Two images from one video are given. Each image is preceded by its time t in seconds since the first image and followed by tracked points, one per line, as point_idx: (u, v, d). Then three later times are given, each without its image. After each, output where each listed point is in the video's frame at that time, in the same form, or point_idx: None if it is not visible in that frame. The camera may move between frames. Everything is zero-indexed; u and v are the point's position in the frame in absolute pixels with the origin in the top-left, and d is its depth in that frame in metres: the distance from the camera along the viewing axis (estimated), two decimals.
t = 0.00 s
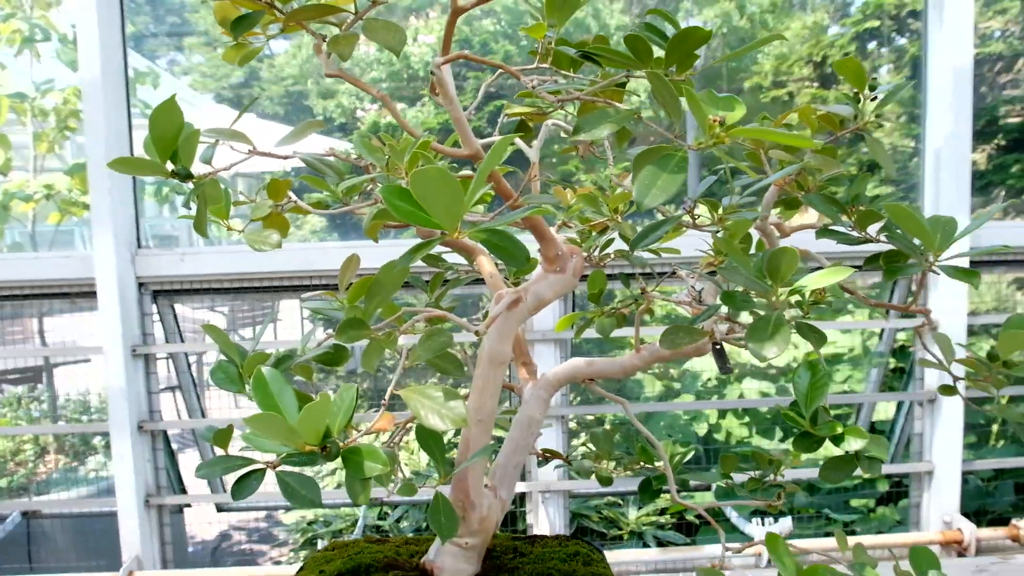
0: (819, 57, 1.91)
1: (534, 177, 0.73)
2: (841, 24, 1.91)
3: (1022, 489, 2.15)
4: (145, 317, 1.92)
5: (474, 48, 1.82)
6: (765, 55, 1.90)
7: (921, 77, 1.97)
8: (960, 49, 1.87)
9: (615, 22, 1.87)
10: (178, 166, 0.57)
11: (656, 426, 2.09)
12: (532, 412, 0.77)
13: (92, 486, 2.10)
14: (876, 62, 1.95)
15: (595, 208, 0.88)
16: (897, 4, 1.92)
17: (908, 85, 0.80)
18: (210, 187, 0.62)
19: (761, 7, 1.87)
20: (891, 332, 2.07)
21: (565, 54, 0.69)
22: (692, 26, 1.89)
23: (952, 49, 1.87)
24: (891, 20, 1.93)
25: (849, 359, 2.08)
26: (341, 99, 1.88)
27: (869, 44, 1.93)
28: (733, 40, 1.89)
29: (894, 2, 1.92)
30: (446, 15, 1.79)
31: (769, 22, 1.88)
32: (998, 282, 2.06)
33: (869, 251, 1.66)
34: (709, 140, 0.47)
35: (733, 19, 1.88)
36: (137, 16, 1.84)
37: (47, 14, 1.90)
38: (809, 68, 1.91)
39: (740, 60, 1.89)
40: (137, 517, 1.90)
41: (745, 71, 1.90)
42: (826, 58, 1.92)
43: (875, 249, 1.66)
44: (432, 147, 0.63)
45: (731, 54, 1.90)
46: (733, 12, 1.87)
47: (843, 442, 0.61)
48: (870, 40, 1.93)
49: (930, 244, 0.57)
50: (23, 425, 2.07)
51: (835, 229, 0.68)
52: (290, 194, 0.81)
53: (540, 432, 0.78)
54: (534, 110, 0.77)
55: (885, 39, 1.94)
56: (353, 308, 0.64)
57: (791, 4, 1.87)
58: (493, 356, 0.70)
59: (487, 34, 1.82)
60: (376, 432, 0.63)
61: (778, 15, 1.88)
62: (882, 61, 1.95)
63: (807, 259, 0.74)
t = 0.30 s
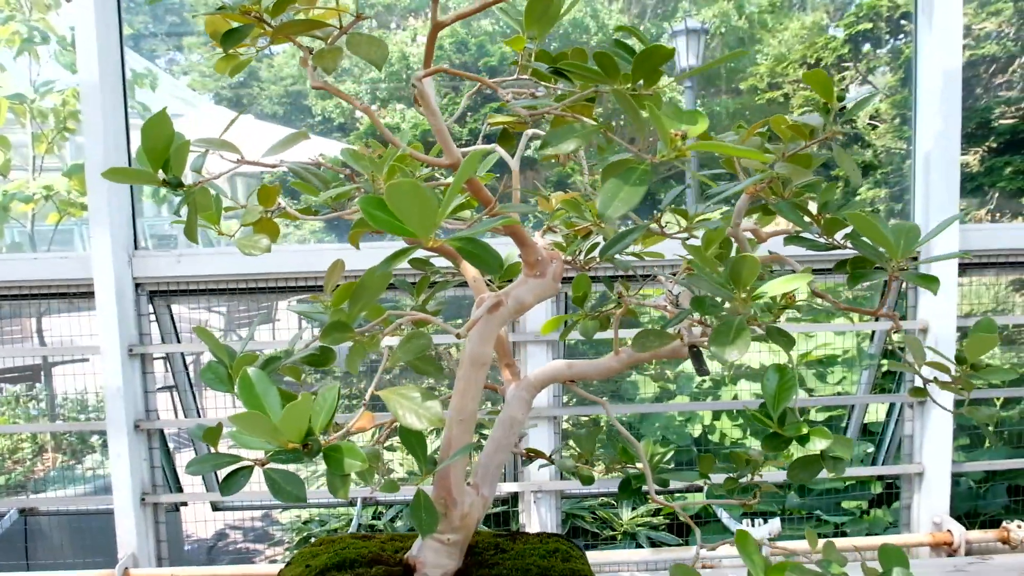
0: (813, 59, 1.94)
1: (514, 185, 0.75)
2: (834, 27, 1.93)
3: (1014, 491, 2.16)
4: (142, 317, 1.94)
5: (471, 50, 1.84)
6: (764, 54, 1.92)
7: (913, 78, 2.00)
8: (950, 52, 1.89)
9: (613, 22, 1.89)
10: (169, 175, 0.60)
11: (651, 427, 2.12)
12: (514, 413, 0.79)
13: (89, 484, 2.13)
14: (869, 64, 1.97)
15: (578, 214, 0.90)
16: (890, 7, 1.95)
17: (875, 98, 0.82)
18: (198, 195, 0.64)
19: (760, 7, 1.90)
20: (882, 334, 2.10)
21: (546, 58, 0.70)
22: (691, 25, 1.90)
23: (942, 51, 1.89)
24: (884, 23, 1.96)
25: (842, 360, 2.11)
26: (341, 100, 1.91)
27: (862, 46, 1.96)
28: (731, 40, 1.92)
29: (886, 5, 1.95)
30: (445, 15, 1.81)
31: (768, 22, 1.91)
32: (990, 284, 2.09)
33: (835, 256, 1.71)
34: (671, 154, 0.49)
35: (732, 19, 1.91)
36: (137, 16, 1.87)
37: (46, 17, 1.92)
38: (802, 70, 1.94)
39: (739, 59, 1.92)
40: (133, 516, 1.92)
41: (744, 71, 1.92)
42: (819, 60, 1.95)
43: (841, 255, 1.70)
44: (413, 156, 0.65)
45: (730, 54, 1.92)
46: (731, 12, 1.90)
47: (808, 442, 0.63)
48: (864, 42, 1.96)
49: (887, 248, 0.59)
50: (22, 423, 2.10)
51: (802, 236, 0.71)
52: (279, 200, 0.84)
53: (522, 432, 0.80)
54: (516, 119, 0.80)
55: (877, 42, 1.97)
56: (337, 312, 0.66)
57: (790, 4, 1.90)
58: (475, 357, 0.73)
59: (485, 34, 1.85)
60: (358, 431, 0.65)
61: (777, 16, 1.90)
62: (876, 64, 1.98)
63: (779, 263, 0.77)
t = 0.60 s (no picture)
0: (814, 61, 1.96)
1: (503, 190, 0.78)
2: (835, 28, 1.95)
3: (1016, 493, 2.16)
4: (149, 319, 1.98)
5: (475, 53, 1.86)
6: (770, 54, 1.94)
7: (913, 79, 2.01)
8: (947, 52, 1.88)
9: (618, 24, 1.92)
10: (170, 183, 0.64)
11: (654, 428, 2.15)
12: (505, 411, 0.82)
13: (98, 483, 2.17)
14: (871, 67, 1.99)
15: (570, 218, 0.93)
16: (891, 9, 1.96)
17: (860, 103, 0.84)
18: (198, 202, 0.68)
19: (766, 7, 1.93)
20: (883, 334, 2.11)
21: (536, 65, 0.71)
22: (696, 26, 1.90)
23: (939, 51, 1.89)
24: (886, 25, 1.98)
25: (844, 361, 2.13)
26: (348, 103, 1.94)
27: (863, 48, 1.98)
28: (737, 41, 1.94)
29: (887, 7, 1.97)
30: (450, 18, 1.83)
31: (774, 23, 1.93)
32: (996, 285, 2.09)
33: (813, 259, 1.72)
34: (642, 163, 0.52)
35: (737, 20, 1.93)
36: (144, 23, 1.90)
37: (55, 24, 1.96)
38: (804, 72, 1.96)
39: (744, 60, 1.94)
40: (140, 514, 1.95)
41: (750, 71, 1.95)
42: (820, 62, 1.96)
43: (818, 257, 1.72)
44: (403, 163, 0.68)
45: (736, 55, 1.94)
46: (736, 13, 1.92)
47: (784, 440, 0.65)
48: (865, 44, 1.98)
49: (860, 253, 0.61)
50: (32, 423, 2.14)
51: (781, 240, 0.74)
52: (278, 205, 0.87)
53: (514, 430, 0.83)
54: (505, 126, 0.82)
55: (878, 44, 1.99)
56: (331, 313, 0.69)
57: (797, 5, 1.92)
58: (466, 356, 0.76)
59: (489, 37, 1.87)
60: (350, 428, 0.68)
61: (782, 16, 1.93)
62: (878, 66, 1.99)
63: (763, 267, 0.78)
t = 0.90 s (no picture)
0: (830, 63, 1.96)
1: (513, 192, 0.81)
2: (851, 29, 1.95)
3: None
4: (171, 316, 2.03)
5: (493, 55, 1.89)
6: (790, 55, 1.95)
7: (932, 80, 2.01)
8: (961, 53, 1.89)
9: (637, 25, 1.93)
10: (195, 185, 0.68)
11: (668, 427, 2.16)
12: (516, 407, 0.84)
13: (121, 477, 2.24)
14: (888, 68, 1.99)
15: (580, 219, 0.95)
16: (909, 11, 1.96)
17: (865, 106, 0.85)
18: (221, 204, 0.72)
19: (786, 8, 1.93)
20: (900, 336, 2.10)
21: (546, 72, 0.74)
22: (714, 27, 1.94)
23: (953, 53, 1.89)
24: (903, 27, 1.98)
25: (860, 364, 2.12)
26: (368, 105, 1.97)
27: (880, 49, 1.98)
28: (756, 41, 1.95)
29: (905, 8, 1.97)
30: (468, 21, 1.85)
31: (794, 23, 1.94)
32: (1015, 288, 2.07)
33: (815, 261, 1.73)
34: (643, 168, 0.55)
35: (757, 21, 1.94)
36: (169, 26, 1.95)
37: (83, 28, 2.02)
38: (821, 74, 1.96)
39: (763, 61, 1.96)
40: (162, 507, 2.00)
41: (769, 71, 1.96)
42: (837, 64, 1.96)
43: (820, 259, 1.74)
44: (417, 167, 0.71)
45: (755, 56, 1.96)
46: (756, 14, 1.94)
47: (783, 436, 0.67)
48: (883, 46, 1.98)
49: (856, 256, 0.63)
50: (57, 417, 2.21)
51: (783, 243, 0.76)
52: (297, 206, 0.90)
53: (524, 426, 0.86)
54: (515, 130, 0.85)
55: (896, 45, 1.99)
56: (348, 311, 0.72)
57: (818, 5, 1.93)
58: (477, 354, 0.79)
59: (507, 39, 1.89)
60: (364, 420, 0.71)
61: (803, 16, 1.93)
62: (896, 67, 1.99)
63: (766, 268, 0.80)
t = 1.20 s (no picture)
0: (857, 66, 1.96)
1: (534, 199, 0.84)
2: (877, 32, 1.95)
3: None
4: (205, 316, 2.09)
5: (519, 60, 1.92)
6: (819, 55, 1.96)
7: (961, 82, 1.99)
8: (986, 54, 1.88)
9: (665, 27, 1.94)
10: (233, 193, 0.72)
11: (692, 429, 2.18)
12: (536, 406, 0.87)
13: (155, 473, 2.31)
14: (916, 70, 1.98)
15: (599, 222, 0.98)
16: (936, 13, 1.96)
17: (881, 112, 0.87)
18: (257, 210, 0.76)
19: (815, 9, 1.94)
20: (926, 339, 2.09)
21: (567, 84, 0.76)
22: (742, 29, 1.95)
23: (978, 55, 1.89)
24: (930, 28, 1.97)
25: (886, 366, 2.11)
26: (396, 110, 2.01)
27: (907, 51, 1.97)
28: (785, 42, 1.96)
29: (933, 10, 1.96)
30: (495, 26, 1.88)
31: (824, 24, 1.94)
32: None
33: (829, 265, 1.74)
34: (654, 177, 0.59)
35: (786, 22, 1.95)
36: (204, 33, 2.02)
37: (120, 36, 2.10)
38: (847, 76, 1.96)
39: (792, 62, 1.97)
40: (195, 503, 2.06)
41: (798, 72, 1.97)
42: (864, 66, 1.96)
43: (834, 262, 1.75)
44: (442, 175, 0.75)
45: (783, 57, 1.97)
46: (785, 15, 1.94)
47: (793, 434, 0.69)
48: (910, 48, 1.97)
49: (863, 262, 0.66)
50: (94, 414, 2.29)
51: (793, 248, 0.79)
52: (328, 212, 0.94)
53: (545, 425, 0.88)
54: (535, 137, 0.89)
55: (923, 47, 1.98)
56: (376, 312, 0.76)
57: (847, 5, 1.93)
58: (499, 354, 0.82)
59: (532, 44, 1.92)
60: (391, 416, 0.75)
61: (833, 16, 1.94)
62: (924, 69, 1.98)
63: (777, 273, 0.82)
